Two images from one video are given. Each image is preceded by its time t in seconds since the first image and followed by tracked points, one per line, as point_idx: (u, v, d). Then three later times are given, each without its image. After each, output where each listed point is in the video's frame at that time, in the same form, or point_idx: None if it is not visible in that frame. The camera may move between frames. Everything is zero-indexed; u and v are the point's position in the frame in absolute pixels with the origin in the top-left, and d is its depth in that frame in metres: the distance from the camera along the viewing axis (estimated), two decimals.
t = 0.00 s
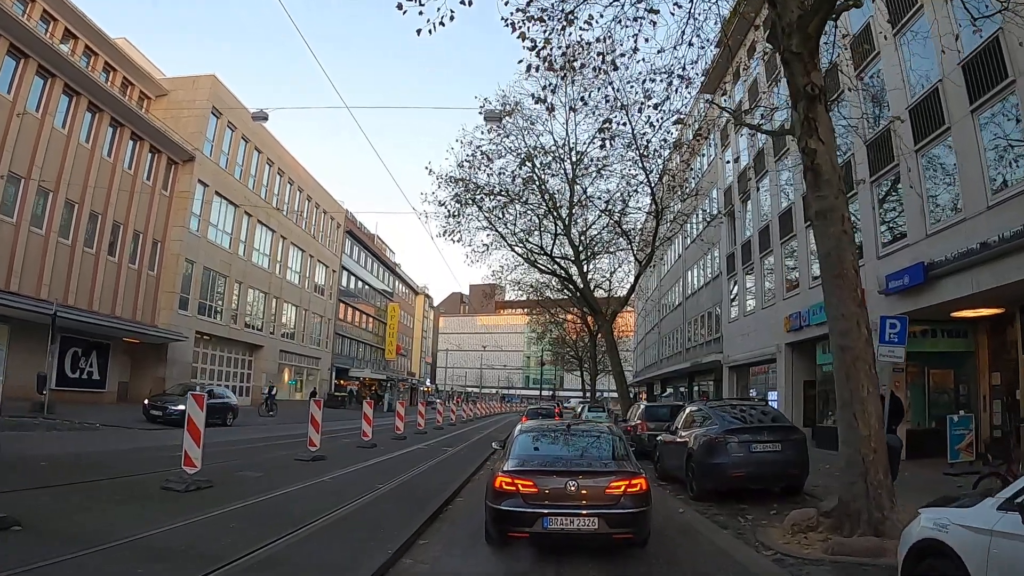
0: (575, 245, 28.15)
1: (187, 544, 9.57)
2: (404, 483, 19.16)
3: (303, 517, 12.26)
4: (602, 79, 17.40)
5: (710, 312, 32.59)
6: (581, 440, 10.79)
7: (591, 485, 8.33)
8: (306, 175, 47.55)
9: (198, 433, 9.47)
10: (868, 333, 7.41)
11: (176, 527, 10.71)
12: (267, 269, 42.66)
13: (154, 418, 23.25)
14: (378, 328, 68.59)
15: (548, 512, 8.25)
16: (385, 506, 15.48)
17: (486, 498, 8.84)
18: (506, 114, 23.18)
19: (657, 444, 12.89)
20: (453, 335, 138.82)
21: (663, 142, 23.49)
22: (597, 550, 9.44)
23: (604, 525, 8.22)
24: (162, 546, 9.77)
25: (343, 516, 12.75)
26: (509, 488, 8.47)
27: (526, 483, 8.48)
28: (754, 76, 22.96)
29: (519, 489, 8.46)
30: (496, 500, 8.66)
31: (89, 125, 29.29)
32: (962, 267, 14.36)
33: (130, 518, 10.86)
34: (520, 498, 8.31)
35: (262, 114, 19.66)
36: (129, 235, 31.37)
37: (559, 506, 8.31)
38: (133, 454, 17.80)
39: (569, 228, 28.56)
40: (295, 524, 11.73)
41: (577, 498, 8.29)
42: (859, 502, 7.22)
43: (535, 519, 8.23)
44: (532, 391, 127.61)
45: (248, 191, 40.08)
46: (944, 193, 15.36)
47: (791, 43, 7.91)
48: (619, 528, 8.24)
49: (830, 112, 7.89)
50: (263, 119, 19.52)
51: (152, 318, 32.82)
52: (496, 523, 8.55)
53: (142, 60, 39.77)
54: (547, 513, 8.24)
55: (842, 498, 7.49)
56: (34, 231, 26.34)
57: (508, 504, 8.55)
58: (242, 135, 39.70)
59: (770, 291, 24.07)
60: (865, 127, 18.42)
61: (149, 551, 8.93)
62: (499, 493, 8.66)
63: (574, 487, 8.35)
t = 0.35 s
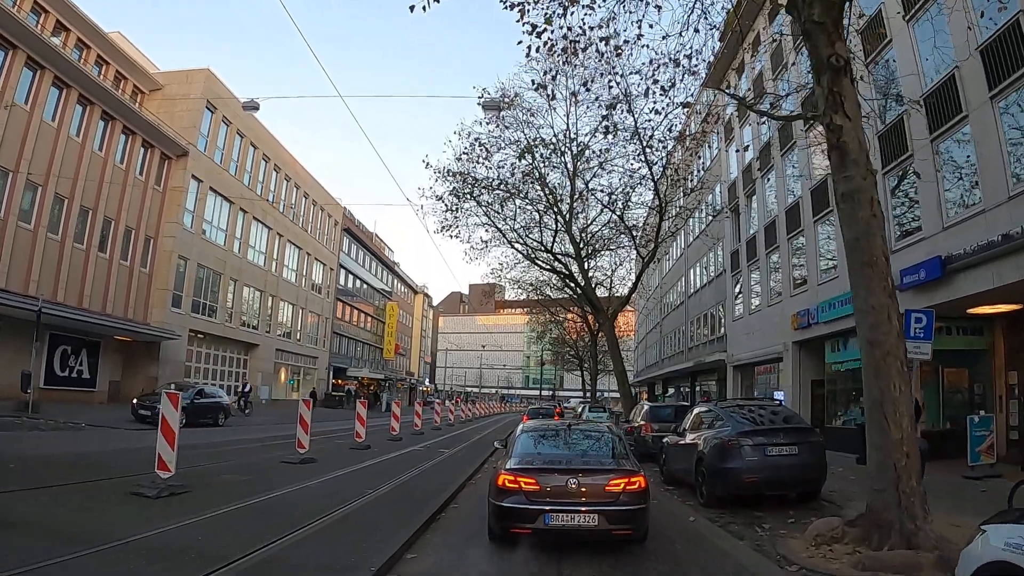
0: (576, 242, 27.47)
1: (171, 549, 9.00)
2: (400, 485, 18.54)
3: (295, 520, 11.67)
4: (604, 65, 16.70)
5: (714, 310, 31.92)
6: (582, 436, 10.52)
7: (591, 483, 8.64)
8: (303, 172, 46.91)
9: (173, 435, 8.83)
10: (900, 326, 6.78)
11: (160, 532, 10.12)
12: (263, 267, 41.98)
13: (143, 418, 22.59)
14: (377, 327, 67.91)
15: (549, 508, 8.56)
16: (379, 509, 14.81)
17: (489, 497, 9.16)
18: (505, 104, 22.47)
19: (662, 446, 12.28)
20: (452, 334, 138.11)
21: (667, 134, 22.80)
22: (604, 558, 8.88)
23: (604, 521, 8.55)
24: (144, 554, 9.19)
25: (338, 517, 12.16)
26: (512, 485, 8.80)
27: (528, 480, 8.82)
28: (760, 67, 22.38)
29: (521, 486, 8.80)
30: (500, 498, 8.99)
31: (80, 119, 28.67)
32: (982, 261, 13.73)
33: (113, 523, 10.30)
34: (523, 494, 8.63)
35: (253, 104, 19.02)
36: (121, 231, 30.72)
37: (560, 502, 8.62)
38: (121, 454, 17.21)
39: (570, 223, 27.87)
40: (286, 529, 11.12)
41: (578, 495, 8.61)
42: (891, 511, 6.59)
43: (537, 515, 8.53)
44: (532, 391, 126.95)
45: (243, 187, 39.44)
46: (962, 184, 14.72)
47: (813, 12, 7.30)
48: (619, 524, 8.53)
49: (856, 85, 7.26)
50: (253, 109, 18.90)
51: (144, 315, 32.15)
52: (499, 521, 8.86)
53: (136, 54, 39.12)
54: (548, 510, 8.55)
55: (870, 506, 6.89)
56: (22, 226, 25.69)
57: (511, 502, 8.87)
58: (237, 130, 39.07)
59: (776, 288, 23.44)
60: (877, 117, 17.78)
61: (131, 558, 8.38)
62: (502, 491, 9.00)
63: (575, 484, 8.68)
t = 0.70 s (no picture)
0: (576, 239, 26.52)
1: (147, 553, 8.30)
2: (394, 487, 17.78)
3: (283, 524, 10.95)
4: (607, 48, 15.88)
5: (718, 307, 31.11)
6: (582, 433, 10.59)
7: (591, 481, 9.00)
8: (299, 168, 46.15)
9: (136, 434, 8.58)
10: (944, 313, 6.07)
11: (141, 537, 9.41)
12: (257, 264, 41.16)
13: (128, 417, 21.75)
14: (374, 325, 67.11)
15: (551, 504, 8.89)
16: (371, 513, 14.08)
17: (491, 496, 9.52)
18: (503, 92, 21.65)
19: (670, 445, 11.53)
20: (452, 333, 137.27)
21: (671, 124, 21.99)
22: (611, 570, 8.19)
23: (603, 517, 8.92)
24: (121, 560, 8.51)
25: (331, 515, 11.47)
26: (513, 482, 9.18)
27: (530, 477, 9.21)
28: (768, 54, 21.63)
29: (523, 483, 9.18)
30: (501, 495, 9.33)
31: (68, 110, 27.89)
32: (1007, 251, 12.95)
33: (88, 528, 9.60)
34: (525, 490, 9.00)
35: (241, 90, 18.24)
36: (110, 226, 29.95)
37: (561, 499, 8.96)
38: (105, 452, 16.49)
39: (570, 218, 27.06)
40: (274, 533, 10.41)
41: (578, 492, 8.96)
42: (935, 523, 5.85)
43: (539, 512, 8.89)
44: (532, 391, 126.16)
45: (237, 182, 38.65)
46: (985, 170, 13.96)
47: None
48: (617, 518, 8.88)
49: (892, 46, 6.55)
50: (241, 95, 18.12)
51: (134, 312, 31.35)
52: (501, 516, 9.20)
53: (128, 46, 38.32)
54: (551, 504, 8.88)
55: (910, 515, 6.17)
56: (7, 220, 24.90)
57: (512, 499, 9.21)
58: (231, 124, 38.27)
59: (784, 283, 22.70)
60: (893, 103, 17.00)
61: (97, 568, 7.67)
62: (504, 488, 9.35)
63: (575, 482, 9.04)
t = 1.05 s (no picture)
0: (578, 235, 25.69)
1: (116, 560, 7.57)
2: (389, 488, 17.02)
3: (269, 528, 10.21)
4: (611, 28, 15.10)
5: (722, 305, 30.33)
6: (583, 434, 10.69)
7: (592, 479, 9.19)
8: (295, 164, 45.40)
9: (92, 436, 8.51)
10: (1001, 297, 5.37)
11: (116, 542, 8.70)
12: (252, 261, 40.33)
13: (112, 416, 20.93)
14: (372, 324, 66.33)
15: (553, 501, 9.07)
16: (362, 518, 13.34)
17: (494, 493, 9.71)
18: (501, 80, 20.86)
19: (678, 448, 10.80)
20: (451, 333, 136.55)
21: (676, 113, 21.21)
22: None
23: (604, 515, 9.12)
24: (92, 567, 7.78)
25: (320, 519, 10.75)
26: (516, 480, 9.38)
27: (532, 476, 9.38)
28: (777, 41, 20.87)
29: (525, 481, 9.36)
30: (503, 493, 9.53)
31: (56, 101, 27.12)
32: None
33: (59, 531, 8.87)
34: (526, 488, 9.18)
35: (229, 75, 17.52)
36: (99, 220, 29.18)
37: (561, 497, 9.15)
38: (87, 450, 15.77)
39: (571, 212, 26.26)
40: (261, 537, 9.71)
41: (579, 491, 9.14)
42: (992, 539, 5.09)
43: (541, 510, 9.09)
44: (532, 391, 125.33)
45: (231, 178, 37.87)
46: (1010, 159, 13.09)
47: None
48: (618, 516, 9.05)
49: None
50: (229, 79, 17.39)
51: (123, 309, 30.56)
52: (503, 513, 9.42)
53: (121, 39, 37.58)
54: (552, 502, 9.06)
55: (961, 531, 5.40)
56: None
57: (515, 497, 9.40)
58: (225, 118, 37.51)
59: (792, 278, 21.94)
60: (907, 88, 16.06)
61: None
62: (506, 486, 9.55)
63: (576, 480, 9.23)
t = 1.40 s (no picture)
0: (581, 230, 24.79)
1: (75, 573, 6.78)
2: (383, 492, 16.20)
3: (250, 537, 9.45)
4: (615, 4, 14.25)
5: (728, 303, 29.44)
6: (582, 436, 11.12)
7: (591, 478, 9.59)
8: (291, 158, 44.57)
9: (32, 439, 7.60)
10: None
11: (78, 554, 7.92)
12: (246, 258, 39.39)
13: (93, 415, 20.10)
14: (370, 323, 65.42)
15: (554, 501, 9.44)
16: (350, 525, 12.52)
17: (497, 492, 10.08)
18: (500, 66, 19.98)
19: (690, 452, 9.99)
20: (450, 332, 135.69)
21: (682, 101, 20.36)
22: None
23: (604, 513, 9.50)
24: None
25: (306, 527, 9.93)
26: (518, 479, 9.75)
27: (534, 475, 9.77)
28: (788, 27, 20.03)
29: (527, 480, 9.77)
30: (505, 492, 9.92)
31: (41, 90, 26.24)
32: None
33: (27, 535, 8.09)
34: (528, 487, 9.57)
35: (213, 57, 16.68)
36: (86, 214, 28.33)
37: (562, 496, 9.54)
38: (63, 451, 14.95)
39: (572, 207, 25.43)
40: (240, 548, 8.95)
41: (580, 490, 9.53)
42: None
43: (543, 507, 9.49)
44: (532, 391, 124.44)
45: (225, 172, 36.96)
46: None
47: None
48: (617, 514, 9.44)
49: None
50: (213, 62, 16.56)
51: (111, 305, 29.69)
52: (506, 511, 9.81)
53: (112, 29, 36.70)
54: (553, 501, 9.43)
55: None
56: None
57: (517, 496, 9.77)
58: (217, 110, 36.64)
59: (802, 274, 21.13)
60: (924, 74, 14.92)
61: None
62: (508, 485, 9.92)
63: (576, 479, 9.65)
